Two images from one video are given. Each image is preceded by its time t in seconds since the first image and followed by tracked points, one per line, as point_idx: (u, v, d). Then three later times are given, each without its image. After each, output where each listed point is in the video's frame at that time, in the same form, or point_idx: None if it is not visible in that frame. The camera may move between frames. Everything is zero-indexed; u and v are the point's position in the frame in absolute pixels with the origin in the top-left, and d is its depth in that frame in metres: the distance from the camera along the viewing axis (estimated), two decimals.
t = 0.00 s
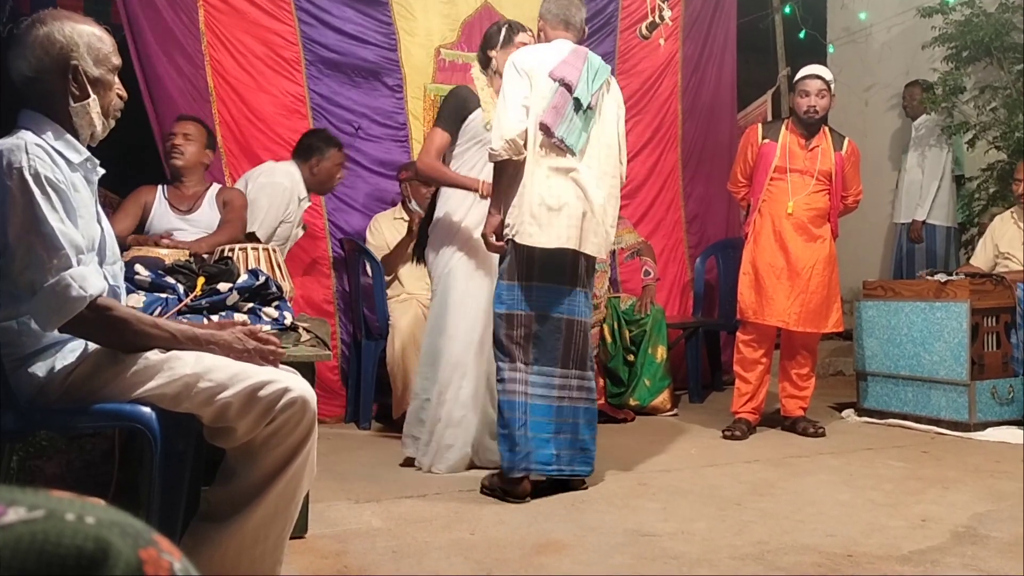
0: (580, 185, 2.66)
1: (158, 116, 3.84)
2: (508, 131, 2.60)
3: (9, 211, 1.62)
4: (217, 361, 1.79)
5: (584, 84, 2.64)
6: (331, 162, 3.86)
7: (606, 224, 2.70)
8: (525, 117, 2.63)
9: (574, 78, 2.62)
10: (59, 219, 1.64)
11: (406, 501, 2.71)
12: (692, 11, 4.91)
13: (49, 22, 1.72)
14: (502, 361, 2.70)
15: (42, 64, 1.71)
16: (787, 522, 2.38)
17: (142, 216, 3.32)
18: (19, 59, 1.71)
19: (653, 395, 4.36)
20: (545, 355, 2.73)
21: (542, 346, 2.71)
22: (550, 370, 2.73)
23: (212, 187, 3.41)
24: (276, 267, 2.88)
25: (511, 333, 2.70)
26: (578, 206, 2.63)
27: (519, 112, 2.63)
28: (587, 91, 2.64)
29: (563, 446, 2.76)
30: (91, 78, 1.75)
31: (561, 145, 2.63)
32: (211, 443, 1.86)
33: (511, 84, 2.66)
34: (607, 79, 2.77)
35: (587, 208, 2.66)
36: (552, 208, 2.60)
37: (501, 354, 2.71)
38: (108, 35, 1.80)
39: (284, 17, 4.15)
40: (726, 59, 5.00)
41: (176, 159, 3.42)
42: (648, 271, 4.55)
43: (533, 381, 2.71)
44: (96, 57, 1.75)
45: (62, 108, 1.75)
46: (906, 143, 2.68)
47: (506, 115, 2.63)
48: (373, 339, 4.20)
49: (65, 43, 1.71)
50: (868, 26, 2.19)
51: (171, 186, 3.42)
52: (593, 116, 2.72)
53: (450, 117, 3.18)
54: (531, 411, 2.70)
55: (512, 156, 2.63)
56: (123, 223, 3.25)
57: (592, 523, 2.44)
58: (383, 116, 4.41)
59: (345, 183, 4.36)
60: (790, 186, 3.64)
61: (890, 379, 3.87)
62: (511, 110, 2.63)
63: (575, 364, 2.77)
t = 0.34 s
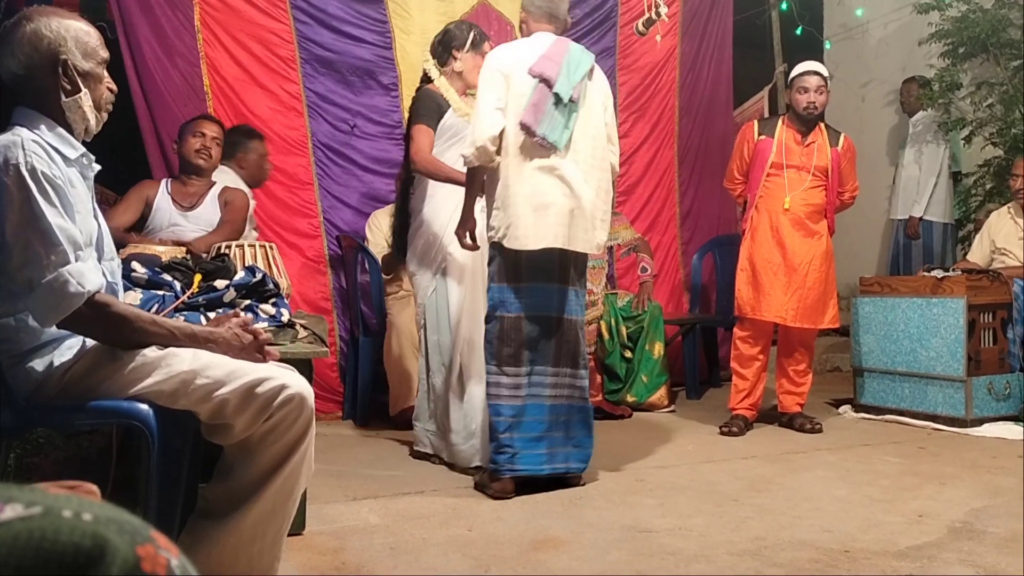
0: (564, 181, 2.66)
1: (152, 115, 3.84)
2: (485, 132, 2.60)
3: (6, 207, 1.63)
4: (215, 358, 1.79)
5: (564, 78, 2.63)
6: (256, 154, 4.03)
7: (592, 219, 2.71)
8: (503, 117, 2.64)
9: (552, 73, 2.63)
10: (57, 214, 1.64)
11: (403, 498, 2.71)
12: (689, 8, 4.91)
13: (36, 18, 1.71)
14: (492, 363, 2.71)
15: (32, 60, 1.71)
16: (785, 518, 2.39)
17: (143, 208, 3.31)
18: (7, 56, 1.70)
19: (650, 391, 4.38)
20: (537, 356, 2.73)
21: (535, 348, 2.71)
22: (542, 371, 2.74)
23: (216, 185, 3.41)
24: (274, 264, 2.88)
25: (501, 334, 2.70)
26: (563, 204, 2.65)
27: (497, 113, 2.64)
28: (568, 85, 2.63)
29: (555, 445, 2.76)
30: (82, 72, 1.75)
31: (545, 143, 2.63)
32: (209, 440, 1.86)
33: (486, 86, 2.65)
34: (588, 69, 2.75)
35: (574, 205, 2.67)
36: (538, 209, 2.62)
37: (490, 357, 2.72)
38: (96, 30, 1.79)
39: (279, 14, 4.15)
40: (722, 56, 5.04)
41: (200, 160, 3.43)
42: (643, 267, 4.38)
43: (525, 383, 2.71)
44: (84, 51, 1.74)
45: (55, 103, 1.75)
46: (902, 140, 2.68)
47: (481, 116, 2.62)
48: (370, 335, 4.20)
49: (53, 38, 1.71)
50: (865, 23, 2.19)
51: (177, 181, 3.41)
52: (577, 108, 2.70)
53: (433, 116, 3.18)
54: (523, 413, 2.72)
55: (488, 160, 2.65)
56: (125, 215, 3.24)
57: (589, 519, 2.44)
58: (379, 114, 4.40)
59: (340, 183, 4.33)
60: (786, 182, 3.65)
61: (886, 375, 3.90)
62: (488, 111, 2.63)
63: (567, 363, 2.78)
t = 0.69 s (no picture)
0: (530, 181, 2.58)
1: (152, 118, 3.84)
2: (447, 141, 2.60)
3: (7, 208, 1.63)
4: (216, 360, 1.79)
5: (521, 73, 2.57)
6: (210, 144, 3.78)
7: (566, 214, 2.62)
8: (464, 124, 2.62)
9: (509, 71, 2.57)
10: (57, 215, 1.64)
11: (404, 499, 2.71)
12: (690, 9, 4.90)
13: (29, 19, 1.72)
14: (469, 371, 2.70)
15: (28, 62, 1.71)
16: (785, 520, 2.38)
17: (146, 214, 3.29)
18: (4, 59, 1.71)
19: (650, 393, 4.37)
20: (514, 360, 2.67)
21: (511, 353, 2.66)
22: (521, 377, 2.67)
23: (218, 188, 3.42)
24: (275, 266, 2.88)
25: (476, 337, 2.67)
26: (528, 204, 2.57)
27: (458, 123, 2.63)
28: (524, 80, 2.56)
29: (541, 454, 2.69)
30: (78, 72, 1.75)
31: (508, 144, 2.58)
32: (209, 441, 1.86)
33: (446, 93, 2.66)
34: (554, 54, 2.67)
35: (542, 202, 2.59)
36: (503, 212, 2.57)
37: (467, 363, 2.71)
38: (91, 30, 1.79)
39: (279, 17, 4.15)
40: (723, 57, 5.02)
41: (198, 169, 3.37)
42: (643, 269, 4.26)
43: (503, 390, 2.67)
44: (79, 51, 1.74)
45: (52, 104, 1.75)
46: (902, 142, 2.67)
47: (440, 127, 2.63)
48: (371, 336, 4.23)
49: (48, 39, 1.71)
50: (865, 23, 2.20)
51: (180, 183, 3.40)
52: (543, 100, 2.62)
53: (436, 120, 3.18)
54: (502, 420, 2.67)
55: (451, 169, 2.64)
56: (127, 222, 3.22)
57: (589, 521, 2.44)
58: (380, 116, 4.41)
59: (339, 186, 4.34)
60: (787, 183, 3.64)
61: (887, 376, 3.87)
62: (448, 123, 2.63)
63: (546, 369, 2.66)
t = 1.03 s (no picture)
0: (519, 182, 2.52)
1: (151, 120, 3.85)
2: (438, 144, 2.52)
3: (5, 209, 1.63)
4: (216, 361, 1.78)
5: (514, 71, 2.49)
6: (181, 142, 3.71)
7: (555, 217, 2.58)
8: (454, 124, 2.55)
9: (501, 68, 2.50)
10: (56, 215, 1.64)
11: (403, 500, 2.71)
12: (691, 9, 4.90)
13: (22, 20, 1.72)
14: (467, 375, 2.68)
15: (22, 63, 1.71)
16: (785, 520, 2.38)
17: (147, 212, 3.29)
18: None
19: (650, 394, 4.37)
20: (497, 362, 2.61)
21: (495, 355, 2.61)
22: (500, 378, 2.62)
23: (221, 190, 3.41)
24: (274, 267, 2.88)
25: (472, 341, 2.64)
26: (516, 206, 2.52)
27: (447, 123, 2.56)
28: (517, 78, 2.49)
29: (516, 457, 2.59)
30: (73, 71, 1.75)
31: (503, 144, 2.52)
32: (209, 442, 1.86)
33: (436, 93, 2.58)
34: (546, 49, 2.59)
35: (530, 205, 2.54)
36: (489, 213, 2.53)
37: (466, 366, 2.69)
38: (85, 30, 1.79)
39: (278, 18, 4.15)
40: (723, 58, 5.00)
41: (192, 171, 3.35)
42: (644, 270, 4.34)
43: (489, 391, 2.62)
44: (73, 50, 1.74)
45: (48, 104, 1.75)
46: (902, 143, 2.68)
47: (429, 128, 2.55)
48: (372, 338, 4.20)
49: (42, 40, 1.71)
50: (865, 24, 2.22)
51: (183, 185, 3.39)
52: (535, 99, 2.56)
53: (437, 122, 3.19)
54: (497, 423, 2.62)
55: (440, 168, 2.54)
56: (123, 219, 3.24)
57: (589, 521, 2.44)
58: (379, 117, 4.41)
59: (337, 189, 4.34)
60: (787, 184, 3.64)
61: (887, 377, 3.88)
62: (438, 122, 2.55)
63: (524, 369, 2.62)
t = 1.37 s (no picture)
0: (503, 176, 2.36)
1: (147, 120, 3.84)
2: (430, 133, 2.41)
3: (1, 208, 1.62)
4: (212, 361, 1.78)
5: (505, 60, 2.35)
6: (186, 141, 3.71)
7: (542, 216, 2.37)
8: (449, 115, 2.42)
9: (493, 59, 2.36)
10: (52, 215, 1.63)
11: (400, 500, 2.71)
12: (689, 8, 4.92)
13: (18, 20, 1.71)
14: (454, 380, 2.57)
15: (18, 62, 1.71)
16: (783, 520, 2.38)
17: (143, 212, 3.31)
18: None
19: (647, 393, 4.36)
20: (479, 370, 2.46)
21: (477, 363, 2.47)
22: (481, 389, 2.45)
23: (219, 189, 3.40)
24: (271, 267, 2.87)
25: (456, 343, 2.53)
26: (497, 201, 2.35)
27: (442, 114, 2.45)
28: (508, 67, 2.33)
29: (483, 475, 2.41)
30: (69, 71, 1.74)
31: (491, 135, 2.36)
32: (206, 442, 1.86)
33: (430, 84, 2.48)
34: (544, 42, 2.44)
35: (512, 200, 2.35)
36: (471, 209, 2.39)
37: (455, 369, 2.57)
38: (80, 29, 1.79)
39: (274, 18, 4.15)
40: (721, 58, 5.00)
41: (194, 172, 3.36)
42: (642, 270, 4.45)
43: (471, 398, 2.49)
44: (68, 49, 1.74)
45: (45, 104, 1.74)
46: (899, 144, 2.68)
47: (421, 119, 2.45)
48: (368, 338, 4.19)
49: (37, 39, 1.71)
50: (862, 24, 2.22)
51: (179, 184, 3.40)
52: (528, 91, 2.40)
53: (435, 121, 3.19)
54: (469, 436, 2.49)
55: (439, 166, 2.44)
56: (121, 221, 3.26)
57: (586, 521, 2.44)
58: (375, 117, 4.40)
59: (333, 190, 4.33)
60: (784, 184, 3.65)
61: (883, 377, 3.87)
62: (433, 114, 2.44)
63: (495, 382, 2.38)
